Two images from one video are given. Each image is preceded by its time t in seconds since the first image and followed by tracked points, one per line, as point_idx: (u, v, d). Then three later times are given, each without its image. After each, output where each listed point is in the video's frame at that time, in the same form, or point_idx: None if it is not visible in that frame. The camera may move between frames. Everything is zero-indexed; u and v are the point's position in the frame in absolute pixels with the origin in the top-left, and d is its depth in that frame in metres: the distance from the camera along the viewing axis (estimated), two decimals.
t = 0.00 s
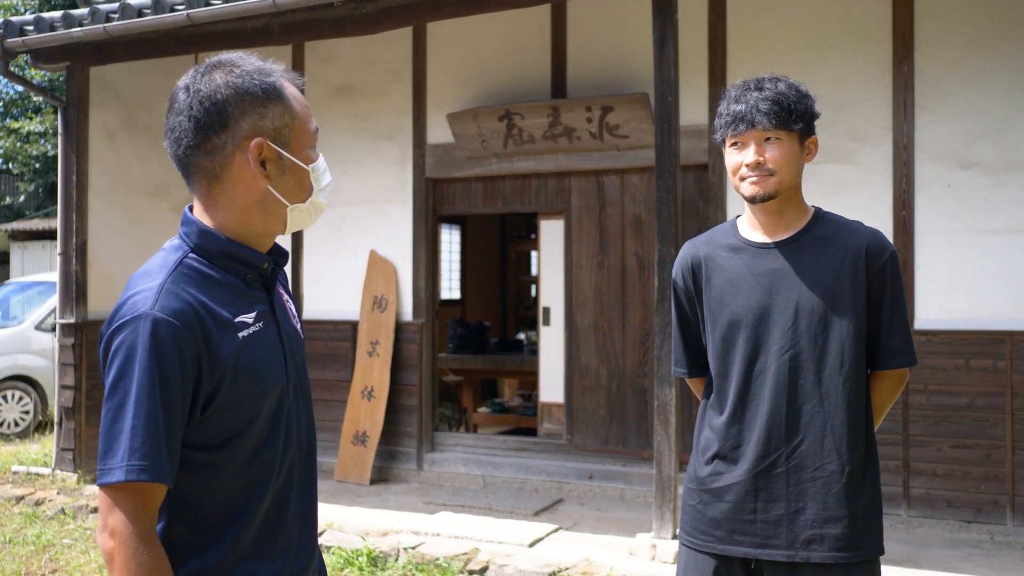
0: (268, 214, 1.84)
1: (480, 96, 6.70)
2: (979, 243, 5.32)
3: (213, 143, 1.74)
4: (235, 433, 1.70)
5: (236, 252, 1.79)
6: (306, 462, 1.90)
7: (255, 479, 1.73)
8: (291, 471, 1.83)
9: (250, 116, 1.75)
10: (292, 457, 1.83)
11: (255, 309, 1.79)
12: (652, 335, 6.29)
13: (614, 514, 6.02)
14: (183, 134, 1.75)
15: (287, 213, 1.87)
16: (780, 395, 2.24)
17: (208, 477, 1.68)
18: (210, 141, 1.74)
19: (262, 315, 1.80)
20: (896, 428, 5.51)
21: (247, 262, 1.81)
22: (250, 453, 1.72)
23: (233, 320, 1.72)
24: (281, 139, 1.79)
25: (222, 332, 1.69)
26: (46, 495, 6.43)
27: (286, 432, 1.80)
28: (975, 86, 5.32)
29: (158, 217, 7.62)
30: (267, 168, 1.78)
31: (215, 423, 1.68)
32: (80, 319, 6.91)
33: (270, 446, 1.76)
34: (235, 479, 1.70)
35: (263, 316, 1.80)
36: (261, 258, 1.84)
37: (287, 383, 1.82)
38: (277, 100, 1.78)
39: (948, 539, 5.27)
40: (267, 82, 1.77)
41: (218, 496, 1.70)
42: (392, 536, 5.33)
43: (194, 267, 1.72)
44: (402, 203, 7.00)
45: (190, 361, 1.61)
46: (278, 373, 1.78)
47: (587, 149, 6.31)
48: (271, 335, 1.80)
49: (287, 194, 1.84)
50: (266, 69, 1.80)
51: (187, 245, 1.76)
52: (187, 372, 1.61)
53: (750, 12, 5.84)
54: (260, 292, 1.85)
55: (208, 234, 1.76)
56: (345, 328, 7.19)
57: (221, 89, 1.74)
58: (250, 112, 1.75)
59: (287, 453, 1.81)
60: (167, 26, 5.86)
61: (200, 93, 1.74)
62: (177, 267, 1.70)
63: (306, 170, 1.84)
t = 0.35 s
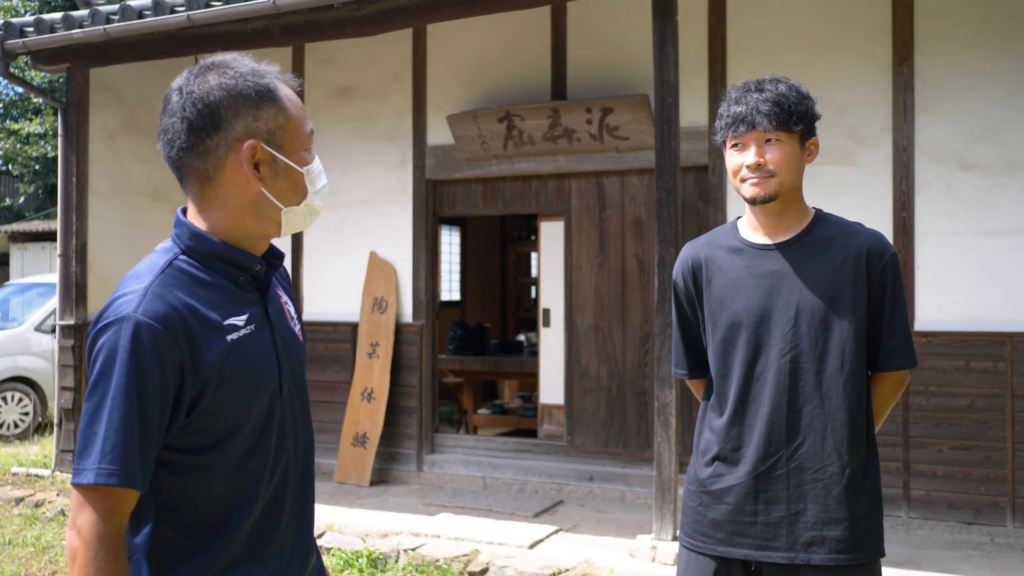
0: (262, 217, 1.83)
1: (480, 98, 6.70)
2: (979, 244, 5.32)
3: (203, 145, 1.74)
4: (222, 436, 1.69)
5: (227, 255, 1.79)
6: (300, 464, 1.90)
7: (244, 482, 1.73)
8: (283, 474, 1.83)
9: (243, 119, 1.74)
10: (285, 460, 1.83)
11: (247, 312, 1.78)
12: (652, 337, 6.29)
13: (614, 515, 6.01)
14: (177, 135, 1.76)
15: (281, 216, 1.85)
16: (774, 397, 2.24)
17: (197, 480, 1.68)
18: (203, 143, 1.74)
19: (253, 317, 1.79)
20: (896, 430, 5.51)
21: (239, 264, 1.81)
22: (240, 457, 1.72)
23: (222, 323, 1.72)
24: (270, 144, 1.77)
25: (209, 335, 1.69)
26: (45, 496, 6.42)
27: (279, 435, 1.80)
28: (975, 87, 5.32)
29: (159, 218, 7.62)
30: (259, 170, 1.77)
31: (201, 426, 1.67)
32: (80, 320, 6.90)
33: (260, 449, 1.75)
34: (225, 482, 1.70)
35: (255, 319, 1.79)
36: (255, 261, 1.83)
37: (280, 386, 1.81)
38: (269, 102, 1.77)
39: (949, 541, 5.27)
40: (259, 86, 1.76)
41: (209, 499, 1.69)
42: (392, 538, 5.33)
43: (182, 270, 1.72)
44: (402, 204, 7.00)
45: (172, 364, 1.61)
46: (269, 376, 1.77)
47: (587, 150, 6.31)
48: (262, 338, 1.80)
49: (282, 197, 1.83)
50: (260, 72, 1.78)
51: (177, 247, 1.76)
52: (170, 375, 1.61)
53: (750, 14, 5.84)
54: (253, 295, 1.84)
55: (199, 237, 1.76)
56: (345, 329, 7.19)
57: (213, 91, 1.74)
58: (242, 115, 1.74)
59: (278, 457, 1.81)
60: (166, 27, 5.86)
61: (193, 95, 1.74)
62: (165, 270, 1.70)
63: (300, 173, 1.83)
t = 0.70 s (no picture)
0: (258, 220, 1.83)
1: (480, 99, 6.70)
2: (979, 246, 5.32)
3: (200, 149, 1.73)
4: (218, 441, 1.69)
5: (223, 258, 1.78)
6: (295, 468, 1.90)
7: (240, 486, 1.73)
8: (279, 478, 1.83)
9: (240, 121, 1.74)
10: (281, 463, 1.83)
11: (242, 315, 1.78)
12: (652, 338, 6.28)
13: (614, 517, 6.01)
14: (172, 139, 1.74)
15: (277, 219, 1.85)
16: (775, 399, 2.24)
17: (192, 483, 1.68)
18: (199, 147, 1.73)
19: (250, 322, 1.79)
20: (896, 432, 5.50)
21: (236, 268, 1.81)
22: (236, 461, 1.72)
23: (219, 328, 1.71)
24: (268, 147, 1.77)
25: (206, 340, 1.69)
26: (45, 498, 6.42)
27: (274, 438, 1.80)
28: (975, 89, 5.32)
29: (158, 219, 7.61)
30: (257, 173, 1.77)
31: (199, 431, 1.67)
32: (80, 322, 6.89)
33: (256, 453, 1.75)
34: (220, 487, 1.70)
35: (251, 324, 1.79)
36: (249, 264, 1.82)
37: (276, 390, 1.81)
38: (264, 104, 1.76)
39: (949, 543, 5.26)
40: (253, 88, 1.76)
41: (204, 502, 1.69)
42: (391, 539, 5.33)
43: (178, 274, 1.72)
44: (402, 206, 7.00)
45: (169, 370, 1.61)
46: (265, 379, 1.77)
47: (587, 152, 6.31)
48: (258, 342, 1.80)
49: (278, 199, 1.83)
50: (253, 73, 1.78)
51: (172, 251, 1.76)
52: (166, 381, 1.60)
53: (750, 15, 5.84)
54: (249, 298, 1.85)
55: (195, 241, 1.76)
56: (345, 331, 7.18)
57: (208, 94, 1.73)
58: (237, 118, 1.74)
59: (275, 461, 1.81)
60: (166, 28, 5.86)
61: (187, 98, 1.73)
62: (162, 275, 1.70)
63: (296, 175, 1.83)
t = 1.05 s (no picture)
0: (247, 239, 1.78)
1: (480, 101, 6.70)
2: (978, 248, 5.32)
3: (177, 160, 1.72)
4: (212, 449, 1.65)
5: (223, 272, 1.73)
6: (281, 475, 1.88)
7: (229, 491, 1.70)
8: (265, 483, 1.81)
9: (215, 129, 1.70)
10: (266, 469, 1.81)
11: (240, 326, 1.74)
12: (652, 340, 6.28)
13: (613, 519, 6.01)
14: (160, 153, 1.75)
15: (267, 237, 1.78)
16: (776, 403, 2.24)
17: (184, 489, 1.63)
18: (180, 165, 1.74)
19: (245, 332, 1.75)
20: (895, 434, 5.51)
21: (235, 282, 1.76)
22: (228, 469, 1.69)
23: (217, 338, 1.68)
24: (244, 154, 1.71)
25: (205, 349, 1.64)
26: (43, 500, 6.42)
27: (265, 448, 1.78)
28: (974, 91, 5.32)
29: (158, 221, 7.61)
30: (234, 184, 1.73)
31: (196, 438, 1.63)
32: (79, 323, 6.89)
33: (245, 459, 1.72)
34: (210, 493, 1.67)
35: (247, 333, 1.76)
36: (249, 280, 1.78)
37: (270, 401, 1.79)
38: (241, 110, 1.71)
39: (948, 545, 5.26)
40: (231, 95, 1.71)
41: (195, 507, 1.65)
42: (390, 541, 5.32)
43: (180, 283, 1.67)
44: (401, 207, 7.00)
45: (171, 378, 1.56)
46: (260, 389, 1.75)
47: (586, 153, 6.31)
48: (254, 351, 1.76)
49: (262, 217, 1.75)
50: (242, 87, 1.73)
51: (172, 259, 1.71)
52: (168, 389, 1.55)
53: (750, 16, 5.84)
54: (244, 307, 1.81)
55: (193, 251, 1.71)
56: (345, 333, 7.18)
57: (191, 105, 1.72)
58: (214, 126, 1.70)
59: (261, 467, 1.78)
60: (166, 30, 5.86)
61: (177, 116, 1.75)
62: (162, 282, 1.65)
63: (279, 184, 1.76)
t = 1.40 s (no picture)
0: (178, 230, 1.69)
1: (479, 103, 6.70)
2: (978, 250, 5.31)
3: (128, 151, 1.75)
4: (135, 452, 1.54)
5: (166, 265, 1.64)
6: (260, 493, 1.67)
7: (163, 499, 1.56)
8: (224, 498, 1.62)
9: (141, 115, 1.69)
10: (227, 482, 1.62)
11: (182, 323, 1.61)
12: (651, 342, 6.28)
13: (613, 521, 6.01)
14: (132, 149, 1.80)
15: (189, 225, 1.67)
16: (775, 403, 2.23)
17: (111, 490, 1.55)
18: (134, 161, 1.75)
19: (190, 330, 1.61)
20: (894, 436, 5.50)
21: (180, 276, 1.64)
22: (159, 474, 1.55)
23: (140, 334, 1.57)
24: (159, 139, 1.66)
25: (122, 345, 1.54)
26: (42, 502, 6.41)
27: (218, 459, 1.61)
28: (973, 93, 5.32)
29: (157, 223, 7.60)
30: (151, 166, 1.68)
31: (112, 438, 1.53)
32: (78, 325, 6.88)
33: (182, 466, 1.57)
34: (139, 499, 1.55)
35: (192, 332, 1.61)
36: (188, 273, 1.65)
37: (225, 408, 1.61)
38: (160, 94, 1.67)
39: (948, 547, 5.25)
40: (162, 82, 1.69)
41: (127, 511, 1.56)
42: (390, 543, 5.32)
43: (118, 275, 1.61)
44: (401, 209, 7.00)
45: (66, 370, 1.49)
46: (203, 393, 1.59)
47: (586, 155, 6.31)
48: (204, 352, 1.62)
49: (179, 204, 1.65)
50: (176, 74, 1.69)
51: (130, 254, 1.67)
52: (63, 381, 1.48)
53: (749, 18, 5.84)
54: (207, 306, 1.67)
55: (140, 244, 1.65)
56: (344, 335, 7.18)
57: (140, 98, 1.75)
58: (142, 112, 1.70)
59: (214, 477, 1.60)
60: (165, 31, 5.86)
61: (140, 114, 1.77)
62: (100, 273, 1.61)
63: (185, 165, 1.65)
